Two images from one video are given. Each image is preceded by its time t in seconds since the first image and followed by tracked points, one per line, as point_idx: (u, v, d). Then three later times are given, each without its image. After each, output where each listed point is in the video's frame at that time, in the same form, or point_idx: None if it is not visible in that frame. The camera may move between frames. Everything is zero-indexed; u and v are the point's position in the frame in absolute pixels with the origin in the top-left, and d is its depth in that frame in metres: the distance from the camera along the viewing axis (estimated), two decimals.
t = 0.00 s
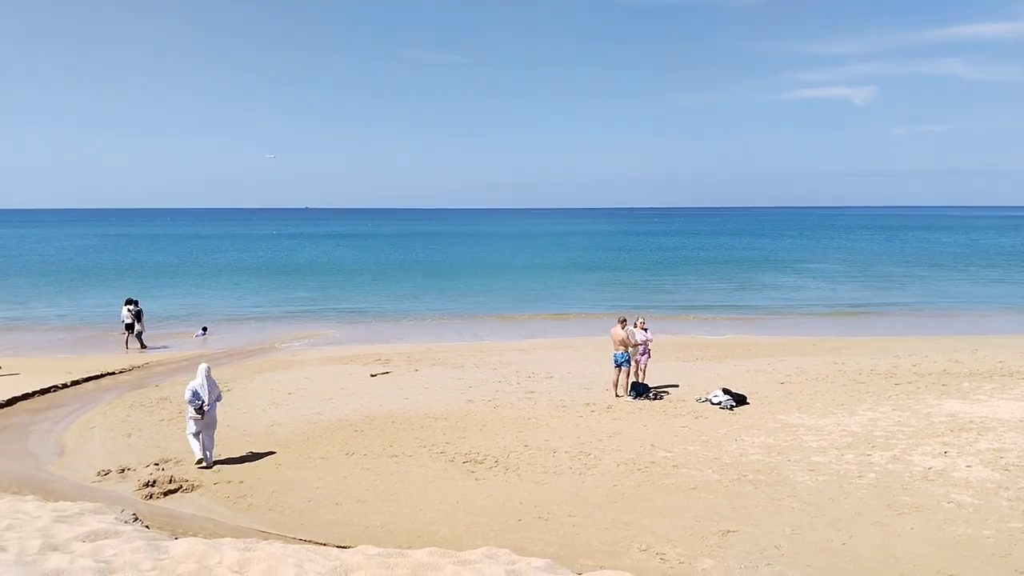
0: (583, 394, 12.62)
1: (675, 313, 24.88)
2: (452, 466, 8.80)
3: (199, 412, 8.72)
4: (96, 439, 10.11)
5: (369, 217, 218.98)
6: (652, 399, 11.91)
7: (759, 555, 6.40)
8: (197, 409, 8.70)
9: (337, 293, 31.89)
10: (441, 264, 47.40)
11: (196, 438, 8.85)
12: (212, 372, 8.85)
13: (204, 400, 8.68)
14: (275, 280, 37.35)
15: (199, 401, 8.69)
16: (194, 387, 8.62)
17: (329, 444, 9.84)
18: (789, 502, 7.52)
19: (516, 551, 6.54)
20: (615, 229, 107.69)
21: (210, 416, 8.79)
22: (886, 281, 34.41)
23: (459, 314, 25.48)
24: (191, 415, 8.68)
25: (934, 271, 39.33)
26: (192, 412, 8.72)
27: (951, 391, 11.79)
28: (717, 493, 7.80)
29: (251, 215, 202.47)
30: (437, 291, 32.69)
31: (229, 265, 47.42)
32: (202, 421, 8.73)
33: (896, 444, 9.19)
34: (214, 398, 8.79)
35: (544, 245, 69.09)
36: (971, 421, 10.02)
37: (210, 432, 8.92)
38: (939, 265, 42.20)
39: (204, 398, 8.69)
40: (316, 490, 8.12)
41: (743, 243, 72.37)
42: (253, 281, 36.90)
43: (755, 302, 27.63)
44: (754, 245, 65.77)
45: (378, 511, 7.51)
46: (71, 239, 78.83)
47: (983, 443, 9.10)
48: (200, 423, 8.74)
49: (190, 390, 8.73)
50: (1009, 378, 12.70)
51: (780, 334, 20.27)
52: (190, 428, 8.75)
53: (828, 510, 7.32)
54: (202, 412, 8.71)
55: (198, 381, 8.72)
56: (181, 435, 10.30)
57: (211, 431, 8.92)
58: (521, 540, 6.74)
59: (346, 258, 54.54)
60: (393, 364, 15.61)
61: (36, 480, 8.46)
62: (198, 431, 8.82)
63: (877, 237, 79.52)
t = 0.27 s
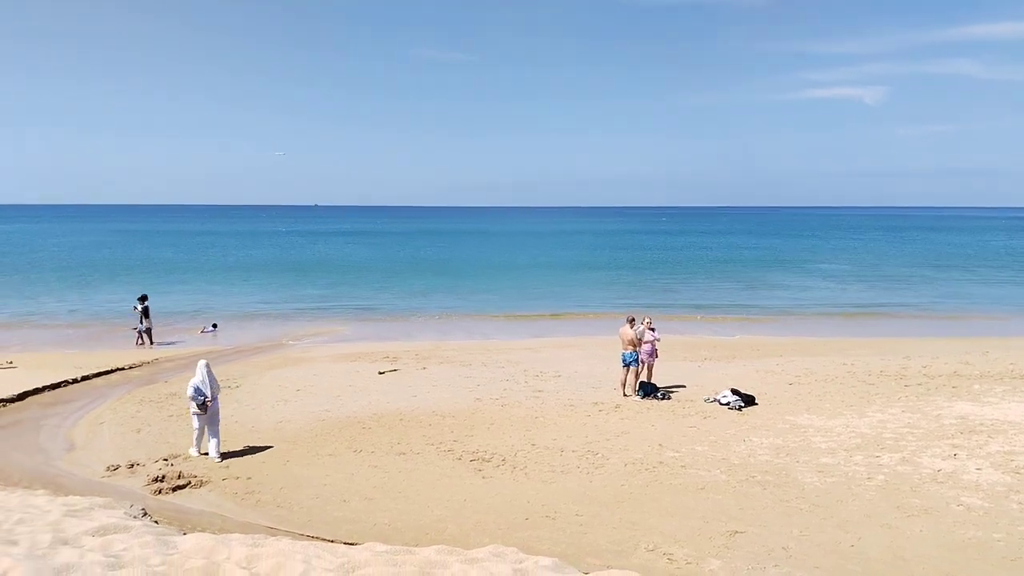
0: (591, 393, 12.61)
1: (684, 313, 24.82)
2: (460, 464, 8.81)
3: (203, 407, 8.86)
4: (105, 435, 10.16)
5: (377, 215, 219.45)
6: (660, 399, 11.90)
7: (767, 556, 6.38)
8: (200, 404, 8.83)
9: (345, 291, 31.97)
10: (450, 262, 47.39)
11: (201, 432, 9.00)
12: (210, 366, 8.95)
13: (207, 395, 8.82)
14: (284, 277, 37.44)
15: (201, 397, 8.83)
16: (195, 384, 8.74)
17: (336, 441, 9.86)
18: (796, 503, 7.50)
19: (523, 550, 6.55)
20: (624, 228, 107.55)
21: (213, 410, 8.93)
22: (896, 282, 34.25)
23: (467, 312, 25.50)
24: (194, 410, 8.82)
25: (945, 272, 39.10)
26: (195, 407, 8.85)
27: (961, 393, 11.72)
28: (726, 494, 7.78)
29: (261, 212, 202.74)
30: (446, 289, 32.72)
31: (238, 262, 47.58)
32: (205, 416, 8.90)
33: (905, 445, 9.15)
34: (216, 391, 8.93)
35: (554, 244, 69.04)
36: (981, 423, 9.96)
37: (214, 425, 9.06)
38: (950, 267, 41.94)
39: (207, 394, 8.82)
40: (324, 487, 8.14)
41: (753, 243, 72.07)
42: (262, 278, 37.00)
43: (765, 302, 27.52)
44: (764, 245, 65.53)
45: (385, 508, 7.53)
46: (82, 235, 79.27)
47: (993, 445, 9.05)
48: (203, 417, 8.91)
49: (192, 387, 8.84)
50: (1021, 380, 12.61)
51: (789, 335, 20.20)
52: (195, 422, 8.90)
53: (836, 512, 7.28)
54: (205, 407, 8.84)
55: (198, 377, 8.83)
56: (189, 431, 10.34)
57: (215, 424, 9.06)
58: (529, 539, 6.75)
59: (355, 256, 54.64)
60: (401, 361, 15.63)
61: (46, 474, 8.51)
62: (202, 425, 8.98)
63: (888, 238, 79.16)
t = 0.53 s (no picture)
0: (600, 396, 12.60)
1: (693, 316, 24.77)
2: (469, 467, 8.82)
3: (201, 406, 9.04)
4: (116, 436, 10.22)
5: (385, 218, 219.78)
6: (669, 402, 11.89)
7: (776, 560, 6.35)
8: (199, 403, 9.02)
9: (354, 294, 32.06)
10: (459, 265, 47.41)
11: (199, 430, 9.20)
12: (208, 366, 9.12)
13: (205, 394, 9.00)
14: (294, 280, 37.59)
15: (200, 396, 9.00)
16: (195, 383, 8.91)
17: (346, 444, 9.88)
18: (806, 507, 7.46)
19: (532, 553, 6.55)
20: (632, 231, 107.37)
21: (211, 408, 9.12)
22: (907, 285, 34.06)
23: (476, 315, 25.51)
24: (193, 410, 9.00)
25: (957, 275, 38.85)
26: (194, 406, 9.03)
27: (973, 396, 11.65)
28: (735, 497, 7.76)
29: (270, 215, 203.64)
30: (455, 292, 32.76)
31: (248, 264, 47.78)
32: (203, 414, 9.09)
33: (916, 449, 9.11)
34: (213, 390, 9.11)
35: (562, 246, 69.08)
36: (992, 427, 9.90)
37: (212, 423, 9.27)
38: (962, 270, 41.67)
39: (205, 393, 9.00)
40: (333, 490, 8.16)
41: (762, 245, 71.89)
42: (271, 281, 37.15)
43: (774, 305, 27.44)
44: (774, 248, 65.31)
45: (394, 511, 7.54)
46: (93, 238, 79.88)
47: (1004, 449, 8.99)
48: (202, 416, 9.10)
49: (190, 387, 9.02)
50: None
51: (799, 338, 20.13)
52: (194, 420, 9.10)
53: (846, 516, 7.25)
54: (203, 405, 9.03)
55: (197, 376, 9.00)
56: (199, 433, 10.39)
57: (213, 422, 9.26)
58: (538, 542, 6.74)
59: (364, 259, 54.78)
60: (410, 364, 15.66)
61: (58, 476, 8.58)
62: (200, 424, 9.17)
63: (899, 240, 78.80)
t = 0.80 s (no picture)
0: (607, 399, 12.59)
1: (700, 319, 24.71)
2: (476, 470, 8.82)
3: (201, 408, 9.18)
4: (125, 439, 10.26)
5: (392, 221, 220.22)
6: (677, 406, 11.86)
7: (785, 564, 6.33)
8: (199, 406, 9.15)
9: (361, 297, 32.11)
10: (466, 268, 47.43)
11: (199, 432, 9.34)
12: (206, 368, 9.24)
13: (205, 396, 9.13)
14: (301, 283, 37.67)
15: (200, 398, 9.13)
16: (196, 386, 9.03)
17: (353, 446, 9.89)
18: (815, 511, 7.44)
19: (539, 556, 6.54)
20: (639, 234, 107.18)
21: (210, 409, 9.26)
22: (916, 288, 33.91)
23: (482, 318, 25.52)
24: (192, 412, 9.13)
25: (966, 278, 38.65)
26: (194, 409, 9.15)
27: (983, 400, 11.59)
28: (743, 501, 7.74)
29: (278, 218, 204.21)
30: (462, 295, 32.79)
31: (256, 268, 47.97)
32: (203, 415, 9.21)
33: (925, 453, 9.06)
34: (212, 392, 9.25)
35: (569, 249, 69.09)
36: (1002, 430, 9.85)
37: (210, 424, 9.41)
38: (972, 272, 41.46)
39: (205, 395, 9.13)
40: (340, 492, 8.18)
41: (769, 248, 71.73)
42: (279, 284, 37.25)
43: (782, 308, 27.36)
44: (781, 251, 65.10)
45: (402, 514, 7.55)
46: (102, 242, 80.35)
47: (1014, 453, 8.94)
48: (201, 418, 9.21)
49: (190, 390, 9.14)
50: None
51: (807, 341, 20.06)
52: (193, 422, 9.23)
53: (855, 520, 7.22)
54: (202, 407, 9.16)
55: (196, 379, 9.12)
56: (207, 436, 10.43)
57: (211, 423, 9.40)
58: (545, 546, 6.74)
59: (372, 262, 54.86)
60: (417, 367, 15.68)
61: (67, 478, 8.61)
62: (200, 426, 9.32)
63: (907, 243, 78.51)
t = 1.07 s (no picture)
0: (610, 398, 12.58)
1: (703, 318, 24.67)
2: (478, 469, 8.82)
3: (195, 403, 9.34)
4: (128, 438, 10.27)
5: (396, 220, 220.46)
6: (680, 405, 11.86)
7: (788, 564, 6.32)
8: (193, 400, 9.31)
9: (364, 296, 32.11)
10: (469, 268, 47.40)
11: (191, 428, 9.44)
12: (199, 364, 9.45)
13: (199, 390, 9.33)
14: (304, 283, 37.69)
15: (196, 393, 9.33)
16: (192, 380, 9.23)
17: (356, 446, 9.90)
18: (818, 511, 7.42)
19: (542, 555, 6.54)
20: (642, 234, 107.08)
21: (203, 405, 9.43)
22: (920, 287, 33.82)
23: (485, 318, 25.51)
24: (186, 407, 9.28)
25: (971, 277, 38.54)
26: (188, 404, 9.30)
27: (987, 399, 11.56)
28: (746, 500, 7.72)
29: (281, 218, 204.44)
30: (465, 294, 32.79)
31: (260, 267, 48.00)
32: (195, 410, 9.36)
33: (929, 452, 9.04)
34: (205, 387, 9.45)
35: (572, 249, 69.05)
36: (1006, 430, 9.82)
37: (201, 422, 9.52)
38: (976, 272, 41.35)
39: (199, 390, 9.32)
40: (344, 491, 8.18)
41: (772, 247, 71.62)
42: (282, 283, 37.28)
43: (785, 307, 27.31)
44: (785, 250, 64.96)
45: (404, 513, 7.55)
46: (106, 241, 80.54)
47: (1019, 452, 8.91)
48: (194, 413, 9.39)
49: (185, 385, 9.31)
50: None
51: (810, 341, 20.03)
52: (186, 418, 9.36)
53: (859, 520, 7.20)
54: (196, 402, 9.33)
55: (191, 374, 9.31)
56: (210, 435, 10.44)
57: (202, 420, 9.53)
58: (548, 545, 6.74)
59: (374, 261, 54.84)
60: (420, 366, 15.68)
61: (70, 477, 8.63)
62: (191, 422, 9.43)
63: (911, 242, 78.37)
